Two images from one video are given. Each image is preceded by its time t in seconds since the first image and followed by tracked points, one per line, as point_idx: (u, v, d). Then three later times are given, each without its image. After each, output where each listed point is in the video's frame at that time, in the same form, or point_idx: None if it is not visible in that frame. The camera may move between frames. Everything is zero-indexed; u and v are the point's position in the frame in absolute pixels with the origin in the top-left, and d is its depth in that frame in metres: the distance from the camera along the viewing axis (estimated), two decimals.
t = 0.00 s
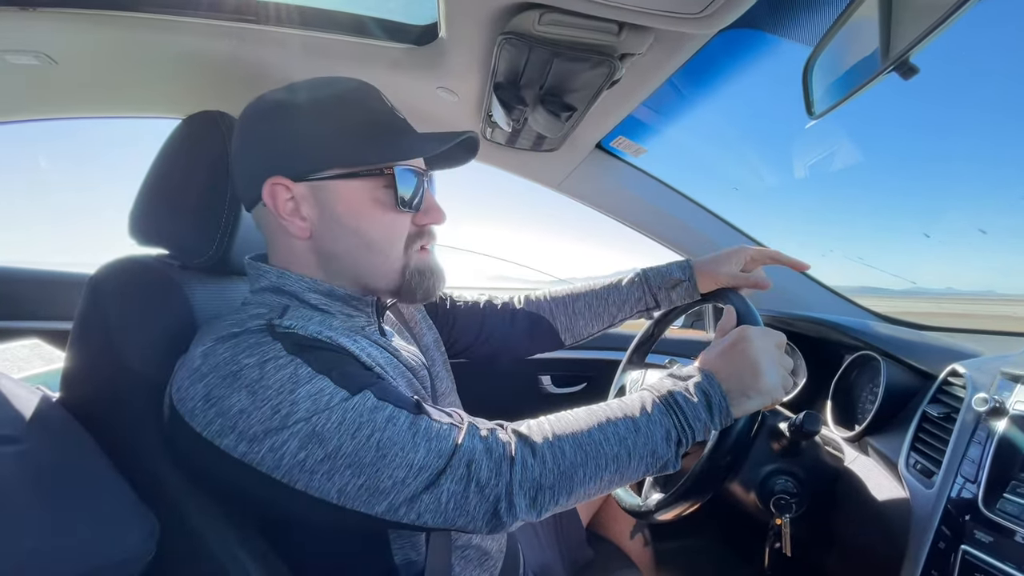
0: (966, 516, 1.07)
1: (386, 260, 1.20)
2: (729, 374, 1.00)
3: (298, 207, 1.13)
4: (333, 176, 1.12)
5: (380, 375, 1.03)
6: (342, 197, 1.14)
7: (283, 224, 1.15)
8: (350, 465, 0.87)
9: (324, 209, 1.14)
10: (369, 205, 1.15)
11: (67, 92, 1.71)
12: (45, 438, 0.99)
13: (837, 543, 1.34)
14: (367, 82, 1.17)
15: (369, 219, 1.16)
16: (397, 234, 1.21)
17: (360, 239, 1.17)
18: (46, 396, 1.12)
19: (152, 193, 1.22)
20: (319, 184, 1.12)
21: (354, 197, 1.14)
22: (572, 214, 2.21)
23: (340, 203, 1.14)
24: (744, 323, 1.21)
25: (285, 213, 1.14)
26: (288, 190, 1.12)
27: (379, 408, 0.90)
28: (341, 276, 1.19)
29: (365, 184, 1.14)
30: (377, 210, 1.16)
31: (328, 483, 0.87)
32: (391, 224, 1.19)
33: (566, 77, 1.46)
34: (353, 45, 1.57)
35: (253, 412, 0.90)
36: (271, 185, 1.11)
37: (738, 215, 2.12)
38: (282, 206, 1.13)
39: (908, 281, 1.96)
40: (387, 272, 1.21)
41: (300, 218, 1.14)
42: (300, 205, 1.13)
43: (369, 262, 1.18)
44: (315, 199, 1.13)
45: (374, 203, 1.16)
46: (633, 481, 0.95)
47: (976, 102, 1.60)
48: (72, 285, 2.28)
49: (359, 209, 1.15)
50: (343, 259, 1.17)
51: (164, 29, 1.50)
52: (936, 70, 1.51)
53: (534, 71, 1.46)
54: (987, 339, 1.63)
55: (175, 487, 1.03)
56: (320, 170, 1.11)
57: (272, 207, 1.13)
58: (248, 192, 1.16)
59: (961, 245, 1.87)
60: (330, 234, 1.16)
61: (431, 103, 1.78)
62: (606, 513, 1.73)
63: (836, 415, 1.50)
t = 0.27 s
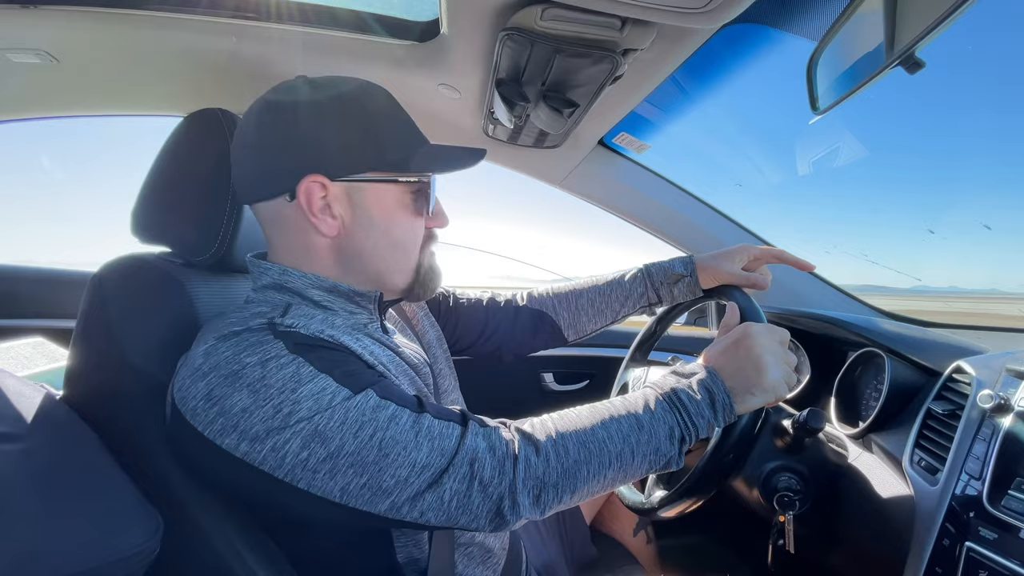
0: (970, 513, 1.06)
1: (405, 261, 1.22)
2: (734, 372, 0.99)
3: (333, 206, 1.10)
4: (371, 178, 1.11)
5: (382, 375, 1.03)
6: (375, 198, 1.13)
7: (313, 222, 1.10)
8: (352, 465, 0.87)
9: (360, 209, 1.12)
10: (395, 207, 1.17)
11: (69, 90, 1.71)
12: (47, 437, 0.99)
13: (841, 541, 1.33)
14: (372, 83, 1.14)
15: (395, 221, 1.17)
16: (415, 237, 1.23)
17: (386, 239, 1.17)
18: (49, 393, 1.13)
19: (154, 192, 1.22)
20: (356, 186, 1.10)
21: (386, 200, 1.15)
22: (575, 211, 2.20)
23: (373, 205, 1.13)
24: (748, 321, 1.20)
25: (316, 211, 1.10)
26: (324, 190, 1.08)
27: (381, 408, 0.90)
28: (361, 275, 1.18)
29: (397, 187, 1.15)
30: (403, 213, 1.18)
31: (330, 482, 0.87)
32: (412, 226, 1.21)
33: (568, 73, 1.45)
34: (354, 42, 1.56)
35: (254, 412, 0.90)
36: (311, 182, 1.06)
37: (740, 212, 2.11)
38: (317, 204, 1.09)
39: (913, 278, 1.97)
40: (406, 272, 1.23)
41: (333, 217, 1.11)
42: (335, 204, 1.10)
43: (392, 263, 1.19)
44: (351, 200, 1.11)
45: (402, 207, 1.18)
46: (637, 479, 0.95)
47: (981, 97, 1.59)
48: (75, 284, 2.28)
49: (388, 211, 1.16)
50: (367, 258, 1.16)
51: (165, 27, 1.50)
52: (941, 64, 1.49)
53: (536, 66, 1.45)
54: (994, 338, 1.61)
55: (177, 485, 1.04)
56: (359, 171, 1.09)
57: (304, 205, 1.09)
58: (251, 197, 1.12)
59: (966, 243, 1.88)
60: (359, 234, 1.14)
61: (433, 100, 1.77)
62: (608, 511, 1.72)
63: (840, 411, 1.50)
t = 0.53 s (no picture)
0: (973, 509, 1.06)
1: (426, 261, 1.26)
2: (736, 364, 0.99)
3: (377, 208, 1.13)
4: (408, 182, 1.16)
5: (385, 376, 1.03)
6: (409, 200, 1.18)
7: (356, 225, 1.12)
8: (354, 468, 0.87)
9: (398, 211, 1.16)
10: (421, 209, 1.22)
11: (72, 89, 1.72)
12: (52, 436, 0.99)
13: (843, 538, 1.34)
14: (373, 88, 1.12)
15: (422, 222, 1.22)
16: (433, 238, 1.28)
17: (412, 242, 1.21)
18: (55, 392, 1.13)
19: (157, 190, 1.22)
20: (396, 189, 1.15)
21: (415, 202, 1.20)
22: (577, 208, 2.20)
23: (407, 207, 1.18)
24: (749, 315, 1.19)
25: (360, 213, 1.11)
26: (373, 192, 1.11)
27: (383, 410, 0.90)
28: (388, 276, 1.20)
29: (422, 191, 1.21)
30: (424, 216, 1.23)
31: (333, 486, 0.87)
32: (431, 228, 1.27)
33: (570, 70, 1.45)
34: (355, 40, 1.56)
35: (254, 417, 0.90)
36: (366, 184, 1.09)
37: (743, 209, 2.11)
38: (364, 207, 1.11)
39: (917, 275, 1.97)
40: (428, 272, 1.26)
41: (376, 219, 1.13)
42: (378, 207, 1.13)
43: (418, 263, 1.23)
44: (391, 203, 1.14)
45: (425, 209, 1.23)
46: (643, 476, 0.95)
47: (985, 93, 1.58)
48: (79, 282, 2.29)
49: (416, 214, 1.20)
50: (398, 260, 1.19)
51: (167, 26, 1.50)
52: (945, 59, 1.49)
53: (537, 64, 1.45)
54: (999, 335, 1.61)
55: (182, 483, 1.04)
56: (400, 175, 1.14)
57: (352, 207, 1.10)
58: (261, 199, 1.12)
59: (972, 239, 1.88)
60: (394, 236, 1.17)
61: (434, 98, 1.77)
62: (610, 508, 1.72)
63: (843, 407, 1.49)
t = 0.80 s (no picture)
0: (979, 511, 1.06)
1: (419, 255, 1.20)
2: (742, 367, 0.99)
3: (349, 195, 1.10)
4: (387, 169, 1.12)
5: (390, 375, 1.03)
6: (390, 188, 1.13)
7: (327, 212, 1.10)
8: (360, 467, 0.87)
9: (375, 199, 1.12)
10: (409, 199, 1.16)
11: (77, 88, 1.72)
12: (60, 434, 1.00)
13: (849, 538, 1.34)
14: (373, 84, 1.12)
15: (410, 213, 1.17)
16: (428, 231, 1.22)
17: (398, 234, 1.16)
18: (61, 390, 1.14)
19: (164, 190, 1.22)
20: (372, 176, 1.11)
21: (401, 192, 1.15)
22: (581, 207, 2.20)
23: (388, 196, 1.13)
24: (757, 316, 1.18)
25: (331, 199, 1.10)
26: (342, 178, 1.09)
27: (388, 409, 0.90)
28: (375, 268, 1.16)
29: (412, 181, 1.16)
30: (416, 208, 1.18)
31: (338, 485, 0.88)
32: (425, 221, 1.20)
33: (575, 69, 1.45)
34: (360, 39, 1.56)
35: (259, 416, 0.90)
36: (329, 169, 1.07)
37: (748, 208, 2.10)
38: (334, 193, 1.09)
39: (921, 274, 1.95)
40: (420, 265, 1.21)
41: (348, 207, 1.11)
42: (351, 194, 1.11)
43: (405, 255, 1.17)
44: (365, 190, 1.11)
45: (415, 200, 1.17)
46: (648, 476, 0.95)
47: (992, 92, 1.57)
48: (83, 281, 2.29)
49: (402, 204, 1.15)
50: (380, 252, 1.15)
51: (171, 25, 1.50)
52: (952, 58, 1.48)
53: (543, 63, 1.45)
54: (1005, 335, 1.60)
55: (188, 482, 1.04)
56: (375, 162, 1.10)
57: (320, 192, 1.09)
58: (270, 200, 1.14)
59: (975, 238, 1.86)
60: (373, 226, 1.14)
61: (439, 97, 1.77)
62: (615, 508, 1.72)
63: (848, 409, 1.49)
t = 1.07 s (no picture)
0: (978, 511, 1.07)
1: (398, 256, 1.20)
2: (743, 369, 1.00)
3: (315, 198, 1.11)
4: (354, 169, 1.11)
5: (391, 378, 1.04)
6: (360, 189, 1.13)
7: (297, 216, 1.12)
8: (361, 470, 0.88)
9: (343, 202, 1.12)
10: (383, 199, 1.15)
11: (81, 91, 1.73)
12: (64, 434, 1.01)
13: (849, 538, 1.34)
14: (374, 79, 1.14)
15: (385, 213, 1.16)
16: (409, 231, 1.21)
17: (375, 233, 1.16)
18: (66, 391, 1.15)
19: (167, 192, 1.23)
20: (339, 177, 1.11)
21: (373, 189, 1.14)
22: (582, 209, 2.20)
23: (359, 195, 1.13)
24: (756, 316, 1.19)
25: (301, 204, 1.11)
26: (307, 182, 1.10)
27: (389, 412, 0.91)
28: (353, 270, 1.17)
29: (384, 177, 1.14)
30: (392, 205, 1.16)
31: (339, 487, 0.88)
32: (404, 220, 1.19)
33: (576, 72, 1.46)
34: (362, 42, 1.57)
35: (261, 418, 0.91)
36: (290, 174, 1.08)
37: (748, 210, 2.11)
38: (301, 198, 1.11)
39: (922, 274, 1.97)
40: (399, 267, 1.20)
41: (319, 210, 1.12)
42: (319, 197, 1.11)
43: (380, 256, 1.17)
44: (333, 191, 1.12)
45: (391, 200, 1.16)
46: (647, 479, 0.95)
47: (991, 95, 1.58)
48: (86, 282, 2.30)
49: (374, 202, 1.14)
50: (356, 252, 1.15)
51: (174, 28, 1.51)
52: (952, 60, 1.48)
53: (543, 66, 1.46)
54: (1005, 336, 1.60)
55: (190, 482, 1.05)
56: (342, 162, 1.10)
57: (288, 198, 1.11)
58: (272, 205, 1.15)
59: (978, 239, 1.89)
60: (346, 227, 1.14)
61: (440, 99, 1.78)
62: (615, 509, 1.73)
63: (849, 411, 1.49)
